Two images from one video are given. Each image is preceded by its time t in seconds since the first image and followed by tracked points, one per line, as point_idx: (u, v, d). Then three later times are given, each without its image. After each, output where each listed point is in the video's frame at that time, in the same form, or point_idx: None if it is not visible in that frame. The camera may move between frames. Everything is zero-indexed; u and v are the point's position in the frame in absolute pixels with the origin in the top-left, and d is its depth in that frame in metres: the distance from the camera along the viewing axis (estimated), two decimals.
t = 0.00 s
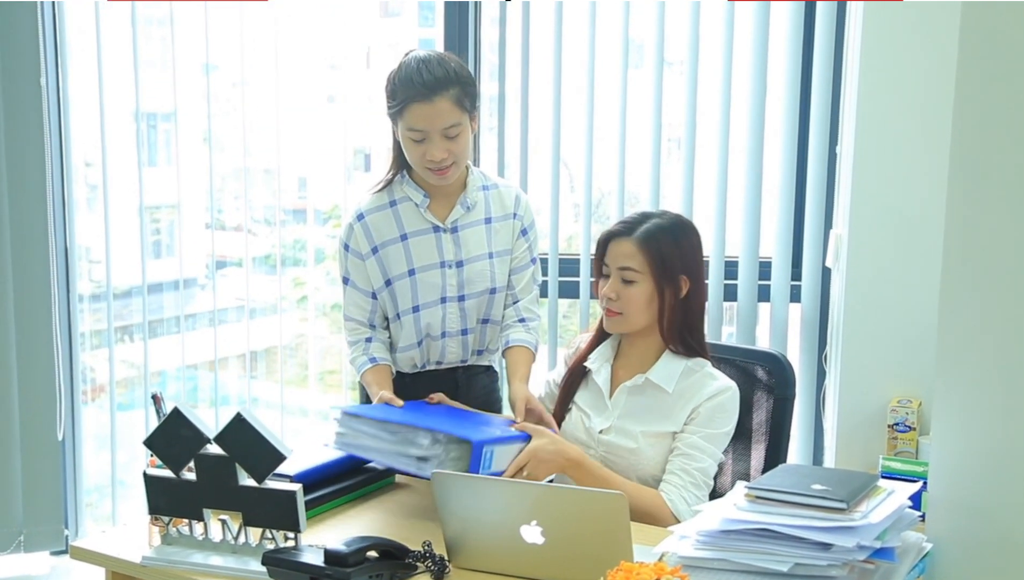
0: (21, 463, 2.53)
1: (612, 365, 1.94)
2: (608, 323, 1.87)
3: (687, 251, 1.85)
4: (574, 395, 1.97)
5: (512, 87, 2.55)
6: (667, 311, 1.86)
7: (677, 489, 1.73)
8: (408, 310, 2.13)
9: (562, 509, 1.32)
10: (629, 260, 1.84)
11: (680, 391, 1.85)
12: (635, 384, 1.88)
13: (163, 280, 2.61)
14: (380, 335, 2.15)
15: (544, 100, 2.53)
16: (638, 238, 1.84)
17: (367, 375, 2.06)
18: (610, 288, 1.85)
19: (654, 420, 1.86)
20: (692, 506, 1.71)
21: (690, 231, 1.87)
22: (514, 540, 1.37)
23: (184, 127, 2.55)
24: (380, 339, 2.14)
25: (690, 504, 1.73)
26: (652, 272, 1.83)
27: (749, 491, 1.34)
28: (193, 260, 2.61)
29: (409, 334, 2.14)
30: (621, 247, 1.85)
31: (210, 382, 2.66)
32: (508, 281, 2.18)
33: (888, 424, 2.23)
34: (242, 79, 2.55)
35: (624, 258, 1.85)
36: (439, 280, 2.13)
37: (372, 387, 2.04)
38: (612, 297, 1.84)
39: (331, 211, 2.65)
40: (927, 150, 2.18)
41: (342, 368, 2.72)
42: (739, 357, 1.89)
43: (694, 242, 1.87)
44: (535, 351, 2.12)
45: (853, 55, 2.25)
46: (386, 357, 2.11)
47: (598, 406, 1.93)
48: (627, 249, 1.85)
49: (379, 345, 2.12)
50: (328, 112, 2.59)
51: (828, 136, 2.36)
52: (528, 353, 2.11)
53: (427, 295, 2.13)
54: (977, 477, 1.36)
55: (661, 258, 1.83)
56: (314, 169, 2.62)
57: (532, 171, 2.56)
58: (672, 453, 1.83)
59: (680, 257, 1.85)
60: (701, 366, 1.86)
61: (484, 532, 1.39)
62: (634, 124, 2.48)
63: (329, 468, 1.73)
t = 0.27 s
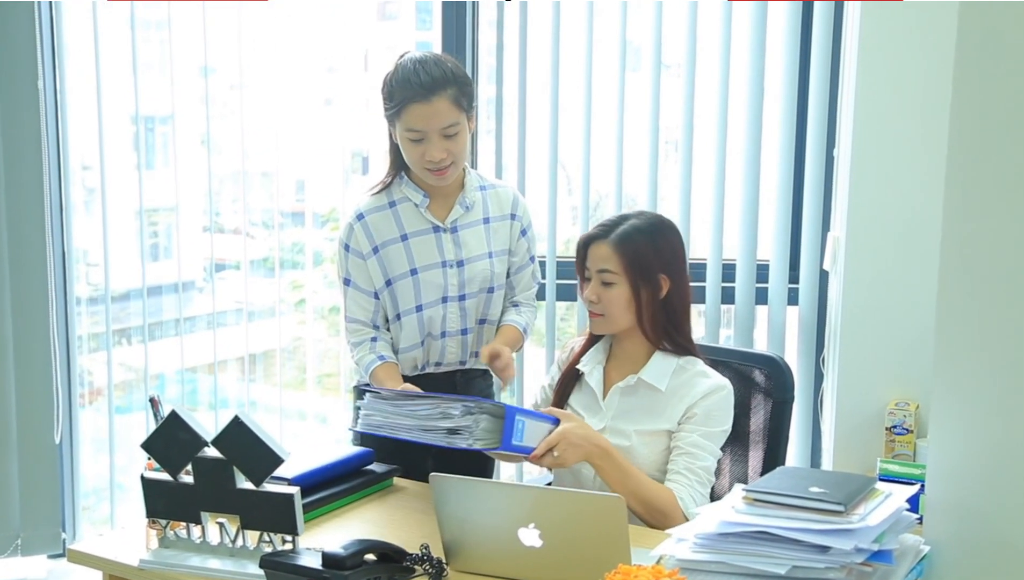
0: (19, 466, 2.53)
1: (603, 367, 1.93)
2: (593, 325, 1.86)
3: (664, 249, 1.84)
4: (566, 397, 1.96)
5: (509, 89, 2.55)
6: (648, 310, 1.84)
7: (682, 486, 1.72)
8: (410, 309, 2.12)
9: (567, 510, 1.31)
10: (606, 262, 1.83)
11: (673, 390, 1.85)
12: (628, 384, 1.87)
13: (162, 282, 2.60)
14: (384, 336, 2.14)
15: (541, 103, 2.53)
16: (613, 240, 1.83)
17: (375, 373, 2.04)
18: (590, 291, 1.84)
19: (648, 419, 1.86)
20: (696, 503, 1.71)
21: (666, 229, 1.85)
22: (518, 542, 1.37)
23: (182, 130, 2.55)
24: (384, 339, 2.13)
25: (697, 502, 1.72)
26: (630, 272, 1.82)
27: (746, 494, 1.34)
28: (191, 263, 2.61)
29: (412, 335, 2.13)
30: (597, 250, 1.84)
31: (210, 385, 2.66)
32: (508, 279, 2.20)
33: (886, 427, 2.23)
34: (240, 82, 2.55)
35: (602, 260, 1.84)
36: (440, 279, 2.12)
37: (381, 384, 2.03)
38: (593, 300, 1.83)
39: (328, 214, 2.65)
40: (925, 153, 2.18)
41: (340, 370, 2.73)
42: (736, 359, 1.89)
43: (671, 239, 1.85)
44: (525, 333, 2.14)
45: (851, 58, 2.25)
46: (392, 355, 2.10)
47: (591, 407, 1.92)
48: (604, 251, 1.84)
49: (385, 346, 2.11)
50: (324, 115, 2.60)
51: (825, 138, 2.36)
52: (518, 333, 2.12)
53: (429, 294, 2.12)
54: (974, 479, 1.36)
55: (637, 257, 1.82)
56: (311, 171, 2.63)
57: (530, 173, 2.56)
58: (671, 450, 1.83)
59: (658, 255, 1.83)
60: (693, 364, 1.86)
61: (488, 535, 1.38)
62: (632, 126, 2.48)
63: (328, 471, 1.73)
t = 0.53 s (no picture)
0: (15, 468, 2.53)
1: (596, 370, 1.93)
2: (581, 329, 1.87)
3: (644, 248, 1.83)
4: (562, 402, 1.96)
5: (507, 91, 2.55)
6: (632, 310, 1.83)
7: (687, 489, 1.72)
8: (408, 309, 2.11)
9: (558, 517, 1.32)
10: (587, 265, 1.83)
11: (669, 390, 1.84)
12: (623, 386, 1.87)
13: (161, 284, 2.60)
14: (381, 340, 2.11)
15: (539, 105, 2.53)
16: (593, 243, 1.83)
17: (378, 383, 2.03)
18: (575, 295, 1.84)
19: (645, 420, 1.85)
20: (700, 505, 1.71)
21: (645, 227, 1.84)
22: (511, 550, 1.37)
23: (180, 133, 2.55)
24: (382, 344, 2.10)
25: (702, 503, 1.72)
26: (610, 274, 1.82)
27: (744, 496, 1.34)
28: (189, 265, 2.61)
29: (409, 335, 2.12)
30: (578, 254, 1.85)
31: (207, 388, 2.66)
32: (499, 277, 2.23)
33: (882, 429, 2.23)
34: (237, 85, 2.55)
35: (583, 264, 1.84)
36: (438, 278, 2.12)
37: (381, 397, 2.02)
38: (578, 305, 1.84)
39: (326, 217, 2.65)
40: (923, 154, 2.18)
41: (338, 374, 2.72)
42: (733, 362, 1.89)
43: (652, 237, 1.84)
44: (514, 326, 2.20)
45: (847, 61, 2.26)
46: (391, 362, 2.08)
47: (587, 410, 1.92)
48: (584, 254, 1.84)
49: (383, 350, 2.09)
50: (323, 117, 2.59)
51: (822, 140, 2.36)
52: (507, 327, 2.18)
53: (428, 292, 2.12)
54: (971, 481, 1.36)
55: (616, 259, 1.82)
56: (309, 174, 2.62)
57: (528, 176, 2.56)
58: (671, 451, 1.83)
59: (638, 255, 1.82)
60: (685, 363, 1.86)
61: (480, 545, 1.39)
62: (628, 129, 2.48)
63: (327, 473, 1.73)
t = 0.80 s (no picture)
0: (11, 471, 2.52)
1: (581, 374, 1.92)
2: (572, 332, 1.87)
3: (634, 250, 1.84)
4: (549, 405, 1.96)
5: (503, 92, 2.55)
6: (623, 312, 1.84)
7: (668, 499, 1.71)
8: (387, 302, 2.11)
9: (553, 515, 1.31)
10: (578, 268, 1.84)
11: (654, 393, 1.83)
12: (607, 389, 1.86)
13: (159, 286, 2.60)
14: (358, 335, 2.11)
15: (535, 107, 2.53)
16: (584, 246, 1.84)
17: (354, 377, 2.04)
18: (565, 298, 1.85)
19: (630, 424, 1.84)
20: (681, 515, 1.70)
21: (635, 229, 1.86)
22: (508, 551, 1.36)
23: (176, 134, 2.55)
24: (359, 339, 2.11)
25: (683, 511, 1.71)
26: (602, 276, 1.83)
27: (739, 497, 1.34)
28: (185, 267, 2.61)
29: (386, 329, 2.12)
30: (568, 257, 1.85)
31: (204, 389, 2.66)
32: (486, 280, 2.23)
33: (879, 430, 2.23)
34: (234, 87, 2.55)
35: (575, 266, 1.84)
36: (420, 275, 2.11)
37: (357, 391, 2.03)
38: (569, 307, 1.84)
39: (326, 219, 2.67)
40: (920, 155, 2.18)
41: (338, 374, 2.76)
42: (729, 363, 1.87)
43: (642, 239, 1.86)
44: (496, 329, 2.20)
45: (843, 62, 2.26)
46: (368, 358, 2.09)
47: (574, 414, 1.91)
48: (575, 257, 1.84)
49: (360, 345, 2.10)
50: (320, 119, 2.61)
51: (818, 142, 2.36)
52: (489, 330, 2.18)
53: (408, 288, 2.11)
54: (966, 483, 1.36)
55: (607, 260, 1.82)
56: (307, 175, 2.63)
57: (524, 176, 2.56)
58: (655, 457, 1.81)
59: (628, 257, 1.83)
60: (670, 365, 1.85)
61: (478, 545, 1.38)
62: (625, 130, 2.48)
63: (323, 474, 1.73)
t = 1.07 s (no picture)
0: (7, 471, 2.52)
1: (568, 375, 1.91)
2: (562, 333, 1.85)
3: (621, 250, 1.83)
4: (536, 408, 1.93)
5: (500, 93, 2.55)
6: (612, 312, 1.82)
7: (654, 502, 1.69)
8: (364, 296, 2.12)
9: (552, 513, 1.31)
10: (566, 269, 1.82)
11: (641, 393, 1.82)
12: (594, 391, 1.84)
13: (154, 287, 2.63)
14: (330, 327, 2.15)
15: (532, 107, 2.53)
16: (572, 246, 1.82)
17: (318, 369, 2.10)
18: (554, 300, 1.82)
19: (617, 424, 1.82)
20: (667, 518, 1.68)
21: (620, 229, 1.85)
22: (503, 552, 1.36)
23: (172, 134, 2.57)
24: (330, 331, 2.15)
25: (669, 512, 1.70)
26: (590, 276, 1.81)
27: (736, 498, 1.34)
28: (182, 268, 2.63)
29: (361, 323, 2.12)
30: (555, 258, 1.83)
31: (200, 390, 2.68)
32: (475, 286, 2.22)
33: (875, 430, 2.24)
34: (230, 87, 2.56)
35: (562, 267, 1.82)
36: (397, 274, 2.11)
37: (319, 382, 2.09)
38: (557, 308, 1.82)
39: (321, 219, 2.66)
40: (916, 155, 2.19)
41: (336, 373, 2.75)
42: (725, 363, 1.85)
43: (627, 239, 1.85)
44: (480, 337, 2.18)
45: (839, 63, 2.26)
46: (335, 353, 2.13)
47: (562, 416, 1.89)
48: (562, 258, 1.82)
49: (330, 339, 2.14)
50: (316, 120, 2.58)
51: (814, 142, 2.37)
52: (471, 336, 2.17)
53: (383, 284, 2.12)
54: (963, 483, 1.36)
55: (595, 260, 1.81)
56: (304, 176, 2.62)
57: (521, 177, 2.56)
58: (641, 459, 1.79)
59: (615, 257, 1.82)
60: (657, 365, 1.84)
61: (473, 546, 1.38)
62: (621, 131, 2.48)
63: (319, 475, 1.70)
